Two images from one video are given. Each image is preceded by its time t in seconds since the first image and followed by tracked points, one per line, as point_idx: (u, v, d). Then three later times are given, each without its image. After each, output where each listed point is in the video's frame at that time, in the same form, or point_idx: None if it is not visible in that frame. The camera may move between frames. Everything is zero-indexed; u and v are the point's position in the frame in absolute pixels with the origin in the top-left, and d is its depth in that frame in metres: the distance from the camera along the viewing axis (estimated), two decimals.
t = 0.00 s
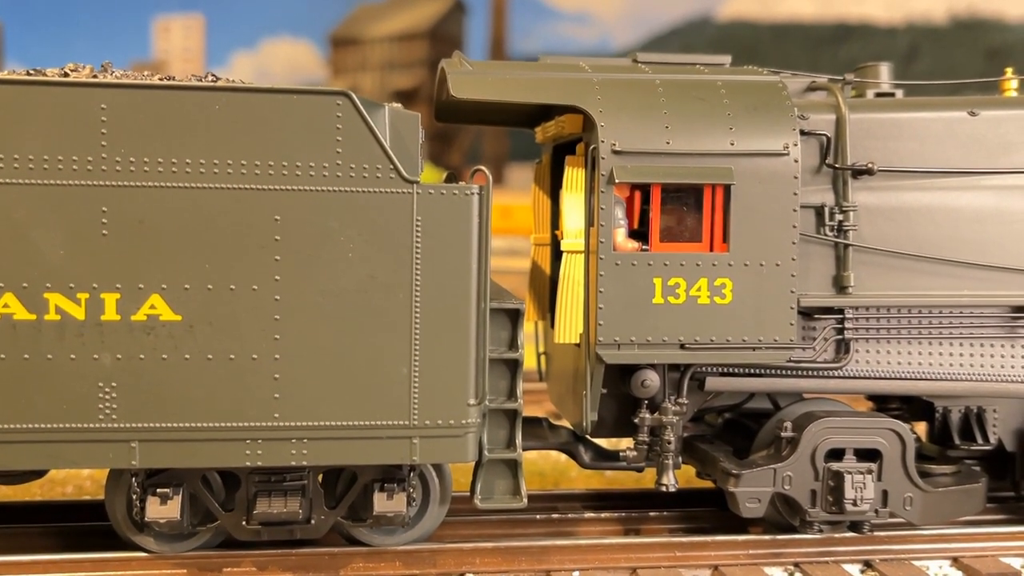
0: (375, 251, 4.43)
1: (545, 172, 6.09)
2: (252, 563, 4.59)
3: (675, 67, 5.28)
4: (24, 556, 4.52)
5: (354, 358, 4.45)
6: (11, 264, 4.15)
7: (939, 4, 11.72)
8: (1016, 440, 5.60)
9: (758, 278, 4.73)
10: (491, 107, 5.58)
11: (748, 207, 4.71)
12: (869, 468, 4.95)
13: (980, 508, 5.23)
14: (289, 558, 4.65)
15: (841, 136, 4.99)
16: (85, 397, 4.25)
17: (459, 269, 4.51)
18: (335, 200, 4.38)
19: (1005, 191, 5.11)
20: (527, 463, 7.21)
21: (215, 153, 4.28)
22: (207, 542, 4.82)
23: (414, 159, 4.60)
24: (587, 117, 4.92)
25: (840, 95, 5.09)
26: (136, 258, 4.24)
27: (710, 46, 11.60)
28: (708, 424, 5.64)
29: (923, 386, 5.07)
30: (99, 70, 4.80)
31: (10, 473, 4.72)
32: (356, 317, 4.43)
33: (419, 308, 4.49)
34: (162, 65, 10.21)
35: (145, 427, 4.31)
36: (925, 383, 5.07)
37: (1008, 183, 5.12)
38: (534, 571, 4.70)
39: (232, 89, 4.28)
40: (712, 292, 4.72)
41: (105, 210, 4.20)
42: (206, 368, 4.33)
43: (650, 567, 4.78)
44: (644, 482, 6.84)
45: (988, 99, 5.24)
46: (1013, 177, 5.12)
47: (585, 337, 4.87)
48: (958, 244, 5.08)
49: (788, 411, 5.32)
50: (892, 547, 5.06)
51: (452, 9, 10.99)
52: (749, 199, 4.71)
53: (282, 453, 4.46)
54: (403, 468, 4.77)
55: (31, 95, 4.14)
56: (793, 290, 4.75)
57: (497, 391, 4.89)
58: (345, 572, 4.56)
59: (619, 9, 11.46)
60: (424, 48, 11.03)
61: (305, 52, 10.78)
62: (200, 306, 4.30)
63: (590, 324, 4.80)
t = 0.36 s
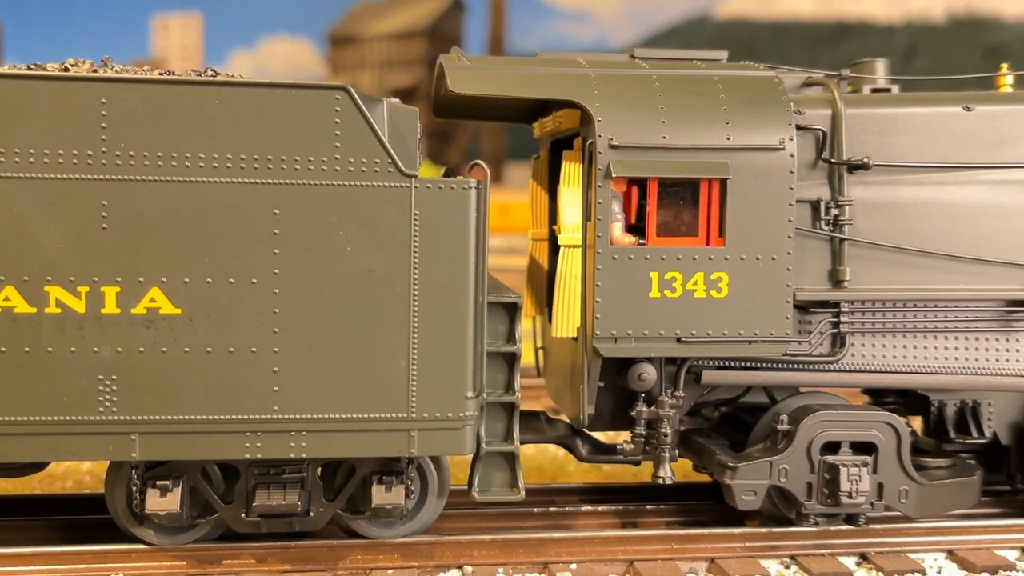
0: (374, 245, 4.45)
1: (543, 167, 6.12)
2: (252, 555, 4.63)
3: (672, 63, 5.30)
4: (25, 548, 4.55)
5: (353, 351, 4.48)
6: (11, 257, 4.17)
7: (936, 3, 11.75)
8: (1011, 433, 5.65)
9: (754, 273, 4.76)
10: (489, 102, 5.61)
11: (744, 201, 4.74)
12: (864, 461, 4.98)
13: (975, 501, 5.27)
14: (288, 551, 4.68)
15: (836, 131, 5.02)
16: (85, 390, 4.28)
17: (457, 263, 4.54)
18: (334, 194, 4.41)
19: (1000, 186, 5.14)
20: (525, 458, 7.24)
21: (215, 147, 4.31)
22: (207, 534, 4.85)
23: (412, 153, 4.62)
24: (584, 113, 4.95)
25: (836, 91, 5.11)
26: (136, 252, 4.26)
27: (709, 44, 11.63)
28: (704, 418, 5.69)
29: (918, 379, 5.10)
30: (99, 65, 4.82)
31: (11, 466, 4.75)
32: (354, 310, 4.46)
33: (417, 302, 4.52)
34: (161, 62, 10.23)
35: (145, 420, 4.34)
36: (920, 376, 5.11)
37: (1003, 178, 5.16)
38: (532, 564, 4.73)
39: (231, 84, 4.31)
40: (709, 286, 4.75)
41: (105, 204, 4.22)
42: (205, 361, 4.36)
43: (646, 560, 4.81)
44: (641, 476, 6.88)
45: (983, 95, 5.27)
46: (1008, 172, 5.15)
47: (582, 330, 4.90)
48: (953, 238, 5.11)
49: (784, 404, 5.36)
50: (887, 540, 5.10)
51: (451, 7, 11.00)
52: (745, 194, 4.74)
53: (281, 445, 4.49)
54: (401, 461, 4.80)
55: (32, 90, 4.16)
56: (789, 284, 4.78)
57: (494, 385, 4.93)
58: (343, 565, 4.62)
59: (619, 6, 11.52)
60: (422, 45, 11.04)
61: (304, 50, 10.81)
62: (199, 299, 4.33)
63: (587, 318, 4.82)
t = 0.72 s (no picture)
0: (374, 245, 4.46)
1: (543, 167, 6.13)
2: (252, 555, 4.65)
3: (672, 64, 5.31)
4: (26, 548, 4.57)
5: (353, 351, 4.49)
6: (12, 257, 4.18)
7: (935, 2, 11.76)
8: (1010, 433, 5.67)
9: (753, 273, 4.77)
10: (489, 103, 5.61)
11: (743, 201, 4.75)
12: (864, 461, 4.99)
13: (974, 501, 5.29)
14: (288, 550, 4.69)
15: (836, 131, 5.03)
16: (86, 390, 4.29)
17: (457, 263, 4.55)
18: (334, 194, 4.42)
19: (999, 187, 5.15)
20: (525, 458, 7.26)
21: (216, 148, 4.32)
22: (207, 534, 4.86)
23: (413, 154, 4.63)
24: (584, 113, 4.96)
25: (835, 91, 5.13)
26: (137, 252, 4.27)
27: (708, 44, 11.65)
28: (704, 418, 5.70)
29: (917, 379, 5.12)
30: (100, 66, 4.82)
31: (12, 466, 4.76)
32: (354, 310, 4.47)
33: (417, 302, 4.53)
34: (161, 62, 10.23)
35: (146, 420, 4.35)
36: (919, 376, 5.12)
37: (1002, 178, 5.17)
38: (531, 563, 4.74)
39: (232, 85, 4.31)
40: (708, 286, 4.76)
41: (106, 205, 4.23)
42: (206, 361, 4.37)
43: (646, 559, 4.82)
44: (641, 475, 6.89)
45: (983, 95, 5.28)
46: (1008, 172, 5.16)
47: (581, 330, 4.91)
48: (952, 239, 5.12)
49: (783, 404, 5.37)
50: (886, 540, 5.11)
51: (451, 7, 11.01)
52: (744, 194, 4.75)
53: (281, 445, 4.50)
54: (402, 461, 4.81)
55: (32, 90, 4.17)
56: (789, 284, 4.79)
57: (495, 385, 4.94)
58: (344, 564, 4.63)
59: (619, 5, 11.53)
60: (422, 45, 11.05)
61: (304, 51, 10.83)
62: (200, 299, 4.34)
63: (587, 318, 4.83)
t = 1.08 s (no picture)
0: (371, 245, 4.45)
1: (541, 167, 6.11)
2: (249, 555, 4.64)
3: (670, 63, 5.30)
4: (23, 548, 4.55)
5: (350, 350, 4.47)
6: (8, 257, 4.17)
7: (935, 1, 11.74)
8: (1009, 433, 5.66)
9: (752, 272, 4.76)
10: (487, 101, 5.60)
11: (741, 200, 4.74)
12: (863, 460, 4.98)
13: (973, 501, 5.28)
14: (285, 550, 4.68)
15: (835, 130, 5.01)
16: (82, 390, 4.28)
17: (455, 262, 4.53)
18: (331, 194, 4.41)
19: (998, 186, 5.14)
20: (524, 458, 7.25)
21: (212, 147, 4.31)
22: (204, 534, 4.85)
23: (410, 153, 4.62)
24: (582, 112, 4.94)
25: (834, 90, 5.11)
26: (133, 252, 4.26)
27: (708, 43, 11.63)
28: (702, 418, 5.69)
29: (916, 378, 5.10)
30: (96, 65, 4.80)
31: (8, 466, 4.74)
32: (352, 310, 4.46)
33: (415, 301, 4.51)
34: (160, 62, 10.22)
35: (143, 420, 4.33)
36: (918, 376, 5.11)
37: (1001, 177, 5.15)
38: (529, 563, 4.72)
39: (228, 84, 4.30)
40: (707, 285, 4.75)
41: (102, 204, 4.22)
42: (202, 361, 4.35)
43: (644, 559, 4.81)
44: (639, 475, 6.87)
45: (982, 94, 5.27)
46: (1007, 172, 5.15)
47: (580, 330, 4.89)
48: (951, 238, 5.11)
49: (782, 404, 5.36)
50: (885, 539, 5.10)
51: (450, 6, 10.98)
52: (743, 193, 4.73)
53: (278, 445, 4.49)
54: (399, 461, 4.80)
55: (28, 89, 4.15)
56: (787, 283, 4.78)
57: (492, 384, 4.92)
58: (341, 565, 4.61)
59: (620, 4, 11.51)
60: (422, 45, 11.01)
61: (303, 51, 10.84)
62: (197, 299, 4.33)
63: (585, 317, 4.82)
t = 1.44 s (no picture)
0: (370, 246, 4.43)
1: (541, 167, 6.09)
2: (248, 558, 4.62)
3: (670, 63, 5.28)
4: (22, 551, 4.54)
5: (350, 352, 4.46)
6: (5, 259, 4.15)
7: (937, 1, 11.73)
8: (1011, 434, 5.64)
9: (753, 273, 4.74)
10: (486, 102, 5.58)
11: (742, 201, 4.72)
12: (864, 462, 4.96)
13: (975, 502, 5.26)
14: (285, 553, 4.67)
15: (835, 131, 4.99)
16: (80, 392, 4.26)
17: (454, 264, 4.52)
18: (330, 195, 4.39)
19: (1000, 186, 5.12)
20: (524, 459, 7.23)
21: (211, 148, 4.29)
22: (203, 536, 4.83)
23: (409, 154, 4.61)
24: (582, 112, 4.92)
25: (835, 90, 5.09)
26: (132, 254, 4.24)
27: (709, 43, 11.62)
28: (703, 419, 5.67)
29: (918, 379, 5.08)
30: (94, 66, 4.78)
31: (6, 468, 4.72)
32: (351, 311, 4.44)
33: (414, 302, 4.50)
34: (161, 63, 10.21)
35: (141, 422, 4.32)
36: (920, 377, 5.09)
37: (1002, 177, 5.13)
38: (529, 565, 4.71)
39: (226, 85, 4.29)
40: (707, 286, 4.73)
41: (100, 205, 4.20)
42: (201, 363, 4.34)
43: (644, 561, 4.79)
44: (640, 476, 6.85)
45: (983, 94, 5.25)
46: (1009, 172, 5.13)
47: (580, 331, 4.87)
48: (953, 238, 5.09)
49: (783, 405, 5.34)
50: (886, 541, 5.08)
51: (451, 7, 10.97)
52: (743, 194, 4.71)
53: (277, 447, 4.47)
54: (398, 463, 4.78)
55: (26, 90, 4.14)
56: (788, 284, 4.76)
57: (492, 386, 4.90)
58: (341, 567, 4.59)
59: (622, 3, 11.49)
60: (422, 45, 11.00)
61: (304, 51, 10.81)
62: (195, 300, 4.31)
63: (585, 318, 4.80)
